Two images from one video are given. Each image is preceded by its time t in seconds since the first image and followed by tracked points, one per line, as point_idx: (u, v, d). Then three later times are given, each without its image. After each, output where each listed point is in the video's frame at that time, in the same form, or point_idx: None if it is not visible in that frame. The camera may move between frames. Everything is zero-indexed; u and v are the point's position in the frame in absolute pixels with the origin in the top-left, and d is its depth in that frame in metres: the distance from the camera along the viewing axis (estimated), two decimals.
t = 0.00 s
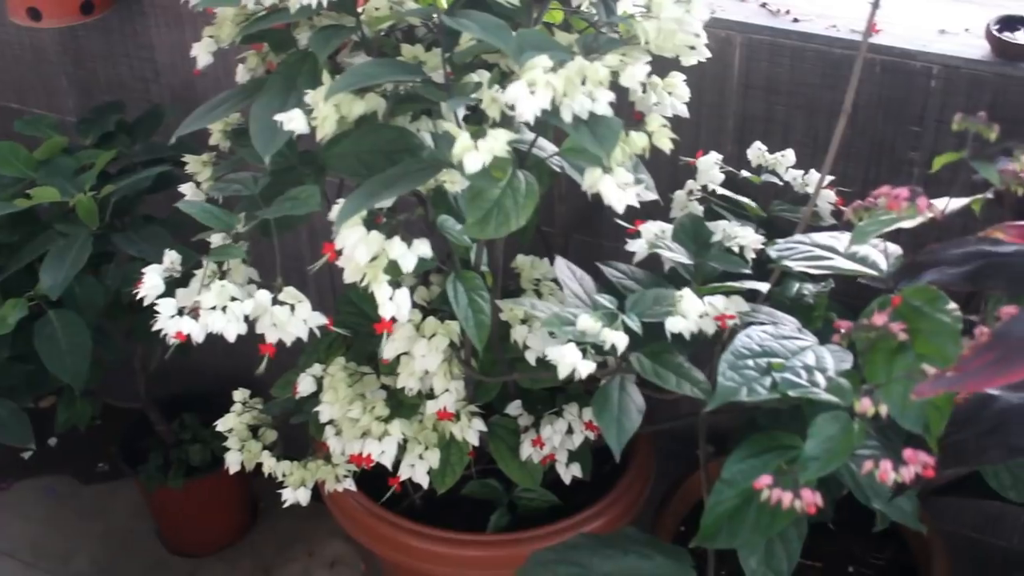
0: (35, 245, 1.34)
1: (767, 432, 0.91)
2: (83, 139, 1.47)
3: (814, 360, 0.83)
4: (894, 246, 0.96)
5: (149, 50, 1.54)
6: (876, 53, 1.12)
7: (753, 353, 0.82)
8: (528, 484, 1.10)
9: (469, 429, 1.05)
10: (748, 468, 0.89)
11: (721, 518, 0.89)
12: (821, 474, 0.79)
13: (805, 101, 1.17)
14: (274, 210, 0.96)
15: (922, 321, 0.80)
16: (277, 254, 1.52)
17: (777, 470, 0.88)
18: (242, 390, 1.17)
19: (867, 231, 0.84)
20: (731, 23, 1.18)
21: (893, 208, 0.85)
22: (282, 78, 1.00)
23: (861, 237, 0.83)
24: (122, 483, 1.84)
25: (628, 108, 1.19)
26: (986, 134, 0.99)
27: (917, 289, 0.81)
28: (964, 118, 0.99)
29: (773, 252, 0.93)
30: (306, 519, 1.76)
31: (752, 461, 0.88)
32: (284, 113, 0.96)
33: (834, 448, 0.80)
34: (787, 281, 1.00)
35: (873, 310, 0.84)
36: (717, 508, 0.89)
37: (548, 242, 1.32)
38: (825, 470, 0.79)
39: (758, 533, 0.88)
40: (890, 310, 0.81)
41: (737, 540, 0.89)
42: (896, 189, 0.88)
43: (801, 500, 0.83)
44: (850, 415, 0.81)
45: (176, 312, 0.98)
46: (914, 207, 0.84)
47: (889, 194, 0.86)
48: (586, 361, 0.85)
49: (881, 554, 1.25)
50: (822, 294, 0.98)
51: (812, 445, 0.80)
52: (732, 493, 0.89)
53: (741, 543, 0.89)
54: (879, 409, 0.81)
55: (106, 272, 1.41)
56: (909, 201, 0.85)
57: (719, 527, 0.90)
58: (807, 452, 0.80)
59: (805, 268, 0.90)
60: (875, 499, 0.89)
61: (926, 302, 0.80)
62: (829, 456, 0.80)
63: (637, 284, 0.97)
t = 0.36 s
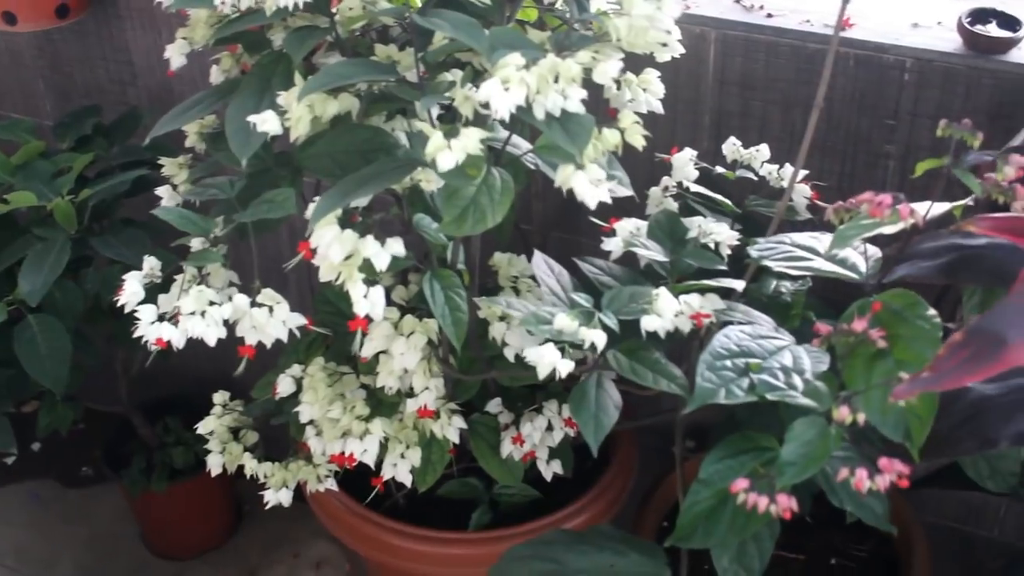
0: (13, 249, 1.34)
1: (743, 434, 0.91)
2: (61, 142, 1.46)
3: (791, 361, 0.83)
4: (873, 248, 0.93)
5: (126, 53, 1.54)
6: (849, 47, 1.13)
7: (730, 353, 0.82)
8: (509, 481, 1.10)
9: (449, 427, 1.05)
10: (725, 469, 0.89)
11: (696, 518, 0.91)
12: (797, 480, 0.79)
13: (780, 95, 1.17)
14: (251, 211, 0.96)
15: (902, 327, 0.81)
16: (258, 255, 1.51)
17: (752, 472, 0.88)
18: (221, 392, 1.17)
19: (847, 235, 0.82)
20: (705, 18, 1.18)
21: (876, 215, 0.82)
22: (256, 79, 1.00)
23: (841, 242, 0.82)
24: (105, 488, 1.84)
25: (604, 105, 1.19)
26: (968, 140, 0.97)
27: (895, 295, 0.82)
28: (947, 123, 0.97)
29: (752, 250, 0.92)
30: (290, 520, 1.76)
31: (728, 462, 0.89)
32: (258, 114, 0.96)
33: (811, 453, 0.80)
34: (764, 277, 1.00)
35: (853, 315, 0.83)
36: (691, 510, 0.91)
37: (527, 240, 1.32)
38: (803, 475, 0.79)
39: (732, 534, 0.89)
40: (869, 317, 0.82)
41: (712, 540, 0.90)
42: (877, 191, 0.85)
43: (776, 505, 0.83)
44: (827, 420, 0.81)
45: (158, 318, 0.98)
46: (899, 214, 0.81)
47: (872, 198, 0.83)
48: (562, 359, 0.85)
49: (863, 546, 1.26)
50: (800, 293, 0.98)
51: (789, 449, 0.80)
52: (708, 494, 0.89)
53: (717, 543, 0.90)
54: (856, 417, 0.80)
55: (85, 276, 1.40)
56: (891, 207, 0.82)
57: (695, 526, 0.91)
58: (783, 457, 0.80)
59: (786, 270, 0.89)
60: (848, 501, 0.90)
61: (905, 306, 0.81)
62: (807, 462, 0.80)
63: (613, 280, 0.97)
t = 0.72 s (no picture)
0: None
1: (726, 437, 0.92)
2: (45, 150, 1.46)
3: (771, 364, 0.83)
4: (853, 251, 0.94)
5: (111, 60, 1.54)
6: (829, 50, 1.13)
7: (711, 357, 0.83)
8: (495, 485, 1.10)
9: (433, 432, 1.06)
10: (705, 471, 0.90)
11: (677, 520, 0.91)
12: (775, 482, 0.80)
13: (762, 99, 1.18)
14: (234, 217, 0.96)
15: (881, 329, 0.81)
16: (243, 261, 1.51)
17: (733, 474, 0.89)
18: (206, 399, 1.17)
19: (825, 239, 0.83)
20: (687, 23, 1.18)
21: (854, 219, 0.81)
22: (238, 86, 1.00)
23: (819, 247, 0.83)
24: (93, 495, 1.84)
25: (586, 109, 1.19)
26: (945, 144, 0.97)
27: (874, 297, 0.83)
28: (925, 127, 0.97)
29: (732, 254, 0.93)
30: (278, 526, 1.76)
31: (709, 464, 0.90)
32: (239, 120, 0.96)
33: (790, 455, 0.81)
34: (745, 281, 1.01)
35: (832, 318, 0.84)
36: (673, 511, 0.91)
37: (511, 244, 1.32)
38: (782, 477, 0.80)
39: (713, 535, 0.90)
40: (849, 319, 0.83)
41: (693, 543, 0.90)
42: (854, 195, 0.86)
43: (756, 507, 0.84)
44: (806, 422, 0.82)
45: (143, 325, 0.98)
46: (876, 218, 0.81)
47: (849, 202, 0.83)
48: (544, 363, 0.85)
49: (849, 548, 1.26)
50: (780, 296, 0.99)
51: (769, 452, 0.81)
52: (689, 496, 0.90)
53: (699, 545, 0.90)
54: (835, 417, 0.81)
55: (70, 284, 1.40)
56: (869, 210, 0.82)
57: (676, 529, 0.91)
58: (762, 460, 0.81)
59: (766, 274, 0.90)
60: (829, 503, 0.91)
61: (884, 309, 0.82)
62: (786, 464, 0.80)
63: (595, 284, 0.97)
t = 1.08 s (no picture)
0: None
1: (710, 436, 0.92)
2: (28, 158, 1.46)
3: (753, 362, 0.84)
4: (829, 247, 0.96)
5: (94, 68, 1.54)
6: (810, 53, 1.14)
7: (693, 355, 0.83)
8: (479, 490, 1.10)
9: (417, 436, 1.06)
10: (691, 470, 0.91)
11: (665, 521, 0.91)
12: (758, 477, 0.81)
13: (743, 102, 1.18)
14: (217, 223, 0.96)
15: (859, 322, 0.82)
16: (228, 267, 1.51)
17: (718, 473, 0.89)
18: (191, 406, 1.17)
19: (803, 234, 0.83)
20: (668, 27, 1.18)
21: (827, 212, 0.84)
22: (219, 93, 1.00)
23: (796, 240, 0.82)
24: (79, 504, 1.83)
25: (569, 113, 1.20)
26: (917, 137, 0.98)
27: (852, 291, 0.83)
28: (896, 121, 0.98)
29: (710, 255, 0.93)
30: (266, 533, 1.76)
31: (693, 463, 0.90)
32: (221, 127, 0.96)
33: (773, 450, 0.81)
34: (727, 282, 1.02)
35: (810, 313, 0.86)
36: (660, 512, 0.91)
37: (495, 248, 1.32)
38: (766, 472, 0.81)
39: (701, 534, 0.90)
40: (827, 313, 0.84)
41: (681, 542, 0.91)
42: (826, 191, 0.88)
43: (742, 502, 0.84)
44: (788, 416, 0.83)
45: (124, 331, 0.97)
46: (849, 210, 0.83)
47: (821, 197, 0.85)
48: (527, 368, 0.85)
49: (835, 549, 1.26)
50: (761, 296, 0.99)
51: (752, 447, 0.82)
52: (675, 496, 0.91)
53: (686, 544, 0.91)
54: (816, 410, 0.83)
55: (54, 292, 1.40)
56: (842, 204, 0.84)
57: (664, 530, 0.92)
58: (746, 455, 0.82)
59: (745, 273, 0.90)
60: (817, 497, 0.92)
61: (862, 302, 0.83)
62: (770, 458, 0.81)
63: (578, 289, 0.97)
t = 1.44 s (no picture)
0: None
1: (695, 439, 0.93)
2: (16, 164, 1.46)
3: (738, 365, 0.85)
4: (815, 251, 0.97)
5: (82, 73, 1.54)
6: (795, 57, 1.14)
7: (678, 359, 0.84)
8: (466, 493, 1.09)
9: (405, 440, 1.05)
10: (674, 472, 0.91)
11: (648, 522, 0.92)
12: (743, 480, 0.82)
13: (730, 106, 1.19)
14: (204, 227, 0.96)
15: (844, 326, 0.84)
16: (216, 272, 1.51)
17: (702, 475, 0.90)
18: (179, 411, 1.17)
19: (787, 239, 0.84)
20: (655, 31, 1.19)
21: (812, 216, 0.84)
22: (206, 98, 1.00)
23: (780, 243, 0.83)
24: (68, 509, 1.83)
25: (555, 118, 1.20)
26: (901, 141, 0.98)
27: (837, 295, 0.85)
28: (881, 125, 0.98)
29: (696, 259, 0.93)
30: (255, 538, 1.76)
31: (679, 466, 0.90)
32: (207, 132, 0.96)
33: (757, 453, 0.82)
34: (713, 286, 1.02)
35: (795, 317, 0.87)
36: (644, 513, 0.91)
37: (483, 252, 1.33)
38: (750, 474, 0.82)
39: (685, 536, 0.90)
40: (812, 317, 0.85)
41: (664, 544, 0.91)
42: (812, 195, 0.87)
43: (725, 504, 0.85)
44: (772, 419, 0.84)
45: (111, 336, 0.97)
46: (833, 214, 0.83)
47: (807, 200, 0.85)
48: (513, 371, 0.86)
49: (822, 551, 1.27)
50: (746, 299, 1.00)
51: (736, 450, 0.83)
52: (660, 498, 0.91)
53: (670, 546, 0.91)
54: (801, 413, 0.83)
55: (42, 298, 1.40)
56: (827, 208, 0.84)
57: (647, 531, 0.92)
58: (730, 458, 0.83)
59: (730, 276, 0.90)
60: (798, 500, 0.92)
61: (848, 307, 0.84)
62: (753, 462, 0.82)
63: (563, 292, 0.98)
